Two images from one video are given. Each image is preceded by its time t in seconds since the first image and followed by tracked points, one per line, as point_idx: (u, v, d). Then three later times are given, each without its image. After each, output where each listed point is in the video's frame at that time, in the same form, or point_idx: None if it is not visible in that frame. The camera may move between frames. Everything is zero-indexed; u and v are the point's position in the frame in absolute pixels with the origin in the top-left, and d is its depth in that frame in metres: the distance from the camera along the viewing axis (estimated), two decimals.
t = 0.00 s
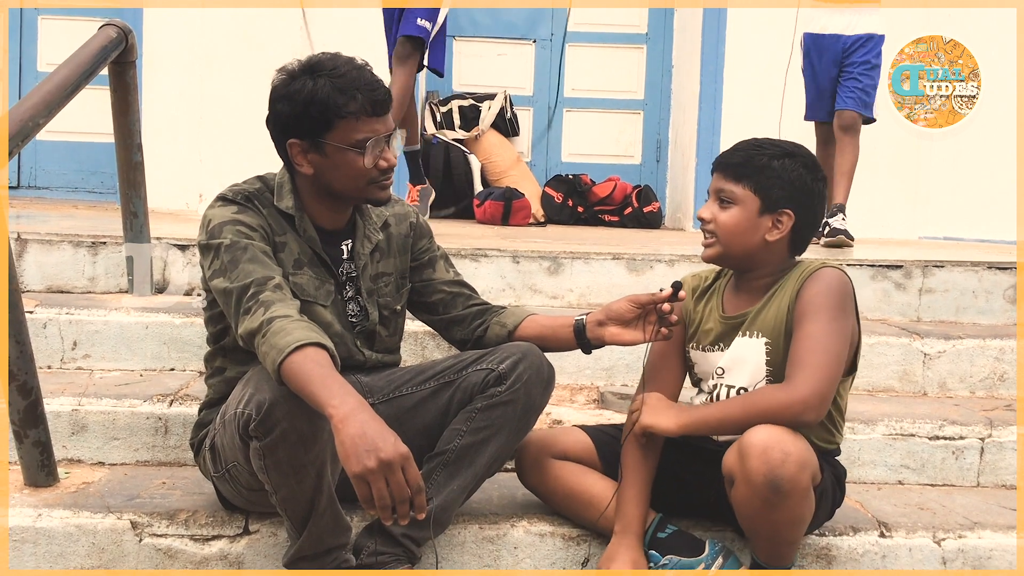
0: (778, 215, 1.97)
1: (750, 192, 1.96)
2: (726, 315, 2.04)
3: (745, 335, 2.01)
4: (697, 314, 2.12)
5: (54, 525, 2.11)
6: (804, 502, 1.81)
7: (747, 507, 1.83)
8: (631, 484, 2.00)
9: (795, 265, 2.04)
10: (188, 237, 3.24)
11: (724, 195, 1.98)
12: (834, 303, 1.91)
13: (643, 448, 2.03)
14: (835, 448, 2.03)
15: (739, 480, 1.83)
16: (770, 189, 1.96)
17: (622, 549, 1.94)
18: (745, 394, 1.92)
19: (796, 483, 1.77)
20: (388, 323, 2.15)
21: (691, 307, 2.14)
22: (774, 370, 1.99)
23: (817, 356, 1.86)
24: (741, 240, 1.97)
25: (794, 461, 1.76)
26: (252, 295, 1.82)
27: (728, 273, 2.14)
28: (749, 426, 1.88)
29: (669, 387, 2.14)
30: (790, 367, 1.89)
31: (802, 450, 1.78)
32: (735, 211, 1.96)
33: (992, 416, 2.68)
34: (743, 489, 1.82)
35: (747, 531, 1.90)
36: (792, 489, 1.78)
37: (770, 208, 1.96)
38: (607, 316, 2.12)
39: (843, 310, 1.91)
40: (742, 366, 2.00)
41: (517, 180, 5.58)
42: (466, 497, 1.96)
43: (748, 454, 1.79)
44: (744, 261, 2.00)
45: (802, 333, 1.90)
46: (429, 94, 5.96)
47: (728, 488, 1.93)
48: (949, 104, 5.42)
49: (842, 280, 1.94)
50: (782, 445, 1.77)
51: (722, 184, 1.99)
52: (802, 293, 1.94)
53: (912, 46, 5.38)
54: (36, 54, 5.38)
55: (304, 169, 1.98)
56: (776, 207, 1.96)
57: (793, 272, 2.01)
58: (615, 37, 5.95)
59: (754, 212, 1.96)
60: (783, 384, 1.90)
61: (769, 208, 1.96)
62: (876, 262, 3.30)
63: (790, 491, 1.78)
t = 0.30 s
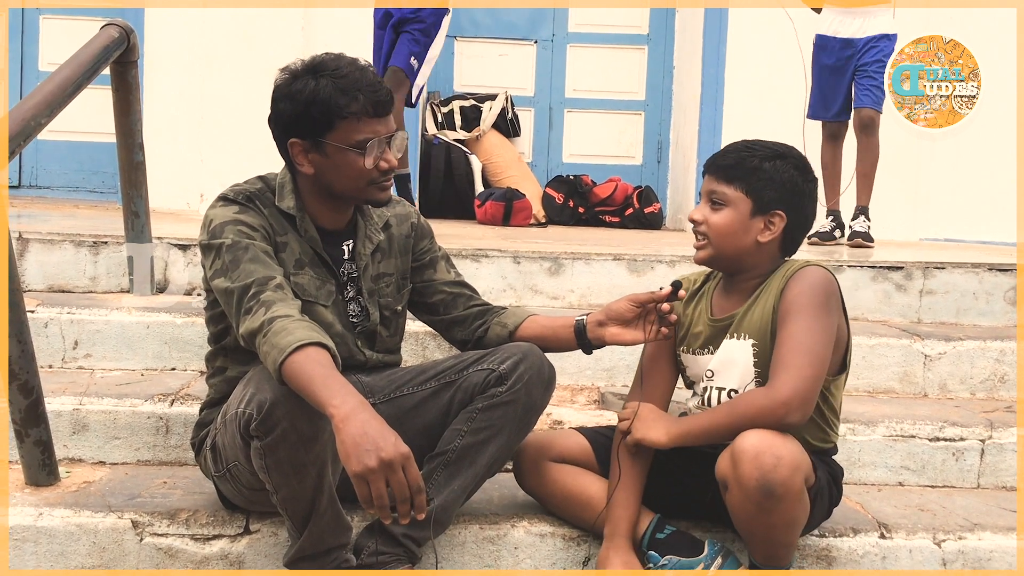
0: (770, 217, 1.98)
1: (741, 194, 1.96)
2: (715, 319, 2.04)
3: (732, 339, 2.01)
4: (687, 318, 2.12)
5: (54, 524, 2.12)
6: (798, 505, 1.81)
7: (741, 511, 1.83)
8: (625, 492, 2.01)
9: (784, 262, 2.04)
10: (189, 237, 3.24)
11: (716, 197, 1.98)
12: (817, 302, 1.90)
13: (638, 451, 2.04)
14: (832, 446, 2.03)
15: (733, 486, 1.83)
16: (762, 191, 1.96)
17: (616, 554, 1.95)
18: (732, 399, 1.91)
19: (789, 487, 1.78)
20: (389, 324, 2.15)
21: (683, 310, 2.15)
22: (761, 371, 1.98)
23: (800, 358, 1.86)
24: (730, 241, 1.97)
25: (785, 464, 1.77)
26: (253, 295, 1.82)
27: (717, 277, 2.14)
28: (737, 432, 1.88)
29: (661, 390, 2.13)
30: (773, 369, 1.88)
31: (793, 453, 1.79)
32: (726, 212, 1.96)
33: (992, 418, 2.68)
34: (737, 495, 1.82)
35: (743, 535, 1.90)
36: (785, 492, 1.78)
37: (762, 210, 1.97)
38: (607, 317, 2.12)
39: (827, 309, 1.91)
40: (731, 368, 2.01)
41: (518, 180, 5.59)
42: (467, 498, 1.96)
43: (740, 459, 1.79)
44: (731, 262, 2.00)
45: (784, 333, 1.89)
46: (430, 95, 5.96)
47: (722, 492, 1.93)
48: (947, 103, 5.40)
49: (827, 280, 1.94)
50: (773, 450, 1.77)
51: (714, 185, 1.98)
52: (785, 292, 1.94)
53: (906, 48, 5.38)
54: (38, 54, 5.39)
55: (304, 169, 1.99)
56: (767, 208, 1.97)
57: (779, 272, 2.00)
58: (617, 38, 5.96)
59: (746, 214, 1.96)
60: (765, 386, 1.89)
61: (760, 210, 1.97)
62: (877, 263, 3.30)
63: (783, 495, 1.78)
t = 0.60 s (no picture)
0: (769, 219, 1.98)
1: (743, 197, 1.96)
2: (721, 318, 2.05)
3: (738, 337, 2.02)
4: (692, 318, 2.12)
5: (54, 525, 2.12)
6: (801, 500, 1.81)
7: (745, 507, 1.83)
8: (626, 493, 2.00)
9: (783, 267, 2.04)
10: (190, 238, 3.24)
11: (716, 198, 1.98)
12: (822, 302, 1.91)
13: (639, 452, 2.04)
14: (834, 448, 2.03)
15: (737, 479, 1.82)
16: (762, 193, 1.96)
17: (615, 556, 1.95)
18: (737, 396, 1.91)
19: (793, 481, 1.78)
20: (390, 325, 2.16)
21: (687, 311, 2.14)
22: (766, 370, 1.99)
23: (808, 354, 1.86)
24: (731, 242, 1.98)
25: (790, 459, 1.77)
26: (254, 297, 1.82)
27: (723, 279, 2.15)
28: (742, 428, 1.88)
29: (665, 391, 2.12)
30: (780, 365, 1.89)
31: (798, 448, 1.79)
32: (726, 213, 1.97)
33: (992, 421, 2.69)
34: (741, 489, 1.82)
35: (745, 532, 1.90)
36: (789, 487, 1.78)
37: (761, 213, 1.97)
38: (607, 318, 2.12)
39: (832, 309, 1.92)
40: (736, 367, 2.01)
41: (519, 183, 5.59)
42: (466, 500, 1.97)
43: (745, 454, 1.79)
44: (735, 262, 2.01)
45: (791, 330, 1.90)
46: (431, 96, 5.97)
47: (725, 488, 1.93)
48: (951, 102, 4.55)
49: (832, 280, 1.95)
50: (779, 445, 1.77)
51: (716, 187, 1.99)
52: (792, 291, 1.95)
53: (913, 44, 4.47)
54: (39, 55, 5.40)
55: (305, 171, 1.99)
56: (767, 211, 1.97)
57: (785, 272, 2.01)
58: (617, 40, 5.96)
59: (745, 216, 1.97)
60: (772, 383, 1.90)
61: (760, 212, 1.97)
62: (877, 266, 3.31)
63: (787, 490, 1.78)
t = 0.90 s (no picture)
0: (776, 218, 1.98)
1: (748, 198, 1.97)
2: (734, 318, 2.05)
3: (752, 337, 2.02)
4: (702, 321, 2.12)
5: (56, 528, 2.12)
6: (817, 502, 1.81)
7: (760, 508, 1.83)
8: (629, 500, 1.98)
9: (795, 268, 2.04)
10: (191, 241, 3.24)
11: (722, 201, 1.99)
12: (838, 303, 1.92)
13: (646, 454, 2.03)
14: (841, 452, 2.02)
15: (753, 479, 1.82)
16: (766, 193, 1.96)
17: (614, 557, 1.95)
18: (755, 397, 1.92)
19: (810, 483, 1.78)
20: (390, 328, 2.17)
21: (695, 313, 2.14)
22: (781, 368, 1.99)
23: (825, 356, 1.87)
24: (740, 243, 1.98)
25: (809, 460, 1.77)
26: (255, 300, 1.82)
27: (732, 279, 2.15)
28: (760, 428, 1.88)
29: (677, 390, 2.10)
30: (798, 366, 1.89)
31: (817, 450, 1.79)
32: (734, 216, 1.97)
33: (993, 424, 2.69)
34: (757, 489, 1.82)
35: (754, 534, 1.90)
36: (806, 489, 1.78)
37: (768, 213, 1.97)
38: (608, 321, 2.11)
39: (846, 311, 1.92)
40: (749, 368, 2.01)
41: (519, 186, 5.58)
42: (467, 504, 1.97)
43: (763, 453, 1.79)
44: (742, 264, 2.01)
45: (808, 331, 1.91)
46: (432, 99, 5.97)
47: (739, 489, 1.93)
48: (950, 103, 4.40)
49: (844, 282, 1.96)
50: (798, 445, 1.77)
51: (721, 190, 1.99)
52: (806, 291, 1.96)
53: (911, 43, 4.31)
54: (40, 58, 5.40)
55: (307, 174, 1.99)
56: (773, 210, 1.97)
57: (794, 274, 2.02)
58: (618, 43, 5.97)
59: (752, 217, 1.97)
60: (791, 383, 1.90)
61: (767, 212, 1.97)
62: (878, 268, 3.31)
63: (804, 491, 1.78)
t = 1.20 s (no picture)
0: (767, 221, 1.98)
1: (739, 201, 1.97)
2: (727, 330, 2.06)
3: (745, 348, 2.02)
4: (696, 331, 2.12)
5: (58, 533, 2.12)
6: (816, 509, 1.81)
7: (758, 513, 1.83)
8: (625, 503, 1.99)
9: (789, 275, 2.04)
10: (194, 246, 3.25)
11: (713, 205, 1.99)
12: (832, 309, 1.91)
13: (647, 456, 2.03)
14: (841, 456, 2.02)
15: (751, 486, 1.82)
16: (757, 196, 1.98)
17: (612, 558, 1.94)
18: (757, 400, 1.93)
19: (808, 490, 1.78)
20: (392, 333, 2.16)
21: (690, 323, 2.14)
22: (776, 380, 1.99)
23: (819, 365, 1.86)
24: (731, 246, 1.98)
25: (807, 468, 1.77)
26: (257, 305, 1.83)
27: (723, 288, 2.15)
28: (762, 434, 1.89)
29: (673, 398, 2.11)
30: (797, 372, 1.89)
31: (815, 458, 1.79)
32: (724, 218, 1.97)
33: (995, 428, 2.69)
34: (755, 496, 1.82)
35: (753, 540, 1.90)
36: (804, 497, 1.78)
37: (759, 215, 1.98)
38: (609, 324, 2.12)
39: (838, 317, 1.92)
40: (745, 381, 2.01)
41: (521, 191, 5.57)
42: (468, 509, 1.97)
43: (761, 460, 1.79)
44: (735, 268, 2.01)
45: (804, 337, 1.90)
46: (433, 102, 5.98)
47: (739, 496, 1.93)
48: (949, 104, 4.49)
49: (836, 289, 1.95)
50: (796, 453, 1.77)
51: (712, 194, 2.00)
52: (796, 303, 1.95)
53: (911, 44, 4.43)
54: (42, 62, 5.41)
55: (311, 179, 1.99)
56: (764, 213, 1.98)
57: (787, 282, 2.01)
58: (618, 48, 5.99)
59: (743, 220, 1.97)
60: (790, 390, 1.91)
61: (758, 214, 1.98)
62: (879, 273, 3.31)
63: (802, 499, 1.78)
